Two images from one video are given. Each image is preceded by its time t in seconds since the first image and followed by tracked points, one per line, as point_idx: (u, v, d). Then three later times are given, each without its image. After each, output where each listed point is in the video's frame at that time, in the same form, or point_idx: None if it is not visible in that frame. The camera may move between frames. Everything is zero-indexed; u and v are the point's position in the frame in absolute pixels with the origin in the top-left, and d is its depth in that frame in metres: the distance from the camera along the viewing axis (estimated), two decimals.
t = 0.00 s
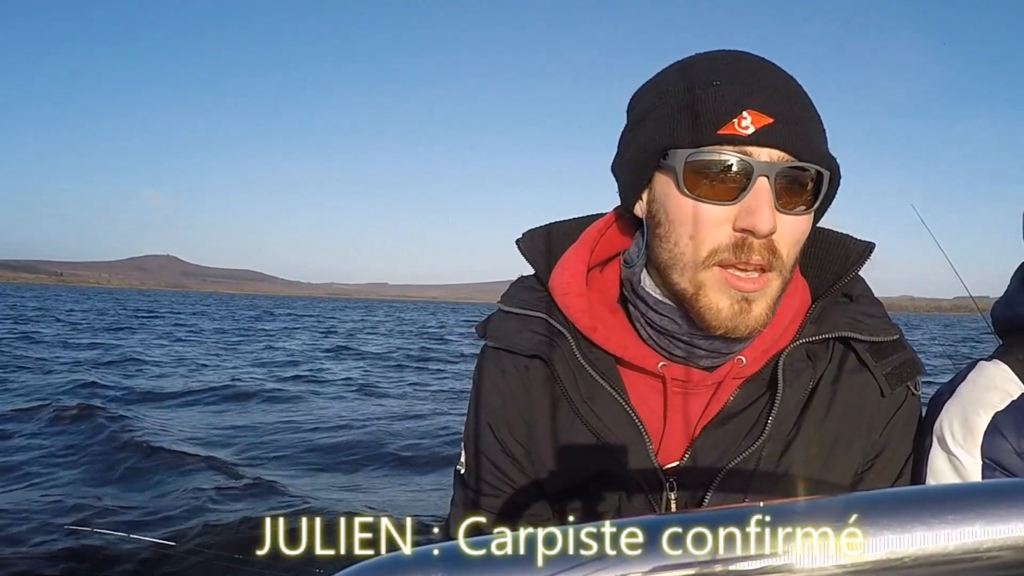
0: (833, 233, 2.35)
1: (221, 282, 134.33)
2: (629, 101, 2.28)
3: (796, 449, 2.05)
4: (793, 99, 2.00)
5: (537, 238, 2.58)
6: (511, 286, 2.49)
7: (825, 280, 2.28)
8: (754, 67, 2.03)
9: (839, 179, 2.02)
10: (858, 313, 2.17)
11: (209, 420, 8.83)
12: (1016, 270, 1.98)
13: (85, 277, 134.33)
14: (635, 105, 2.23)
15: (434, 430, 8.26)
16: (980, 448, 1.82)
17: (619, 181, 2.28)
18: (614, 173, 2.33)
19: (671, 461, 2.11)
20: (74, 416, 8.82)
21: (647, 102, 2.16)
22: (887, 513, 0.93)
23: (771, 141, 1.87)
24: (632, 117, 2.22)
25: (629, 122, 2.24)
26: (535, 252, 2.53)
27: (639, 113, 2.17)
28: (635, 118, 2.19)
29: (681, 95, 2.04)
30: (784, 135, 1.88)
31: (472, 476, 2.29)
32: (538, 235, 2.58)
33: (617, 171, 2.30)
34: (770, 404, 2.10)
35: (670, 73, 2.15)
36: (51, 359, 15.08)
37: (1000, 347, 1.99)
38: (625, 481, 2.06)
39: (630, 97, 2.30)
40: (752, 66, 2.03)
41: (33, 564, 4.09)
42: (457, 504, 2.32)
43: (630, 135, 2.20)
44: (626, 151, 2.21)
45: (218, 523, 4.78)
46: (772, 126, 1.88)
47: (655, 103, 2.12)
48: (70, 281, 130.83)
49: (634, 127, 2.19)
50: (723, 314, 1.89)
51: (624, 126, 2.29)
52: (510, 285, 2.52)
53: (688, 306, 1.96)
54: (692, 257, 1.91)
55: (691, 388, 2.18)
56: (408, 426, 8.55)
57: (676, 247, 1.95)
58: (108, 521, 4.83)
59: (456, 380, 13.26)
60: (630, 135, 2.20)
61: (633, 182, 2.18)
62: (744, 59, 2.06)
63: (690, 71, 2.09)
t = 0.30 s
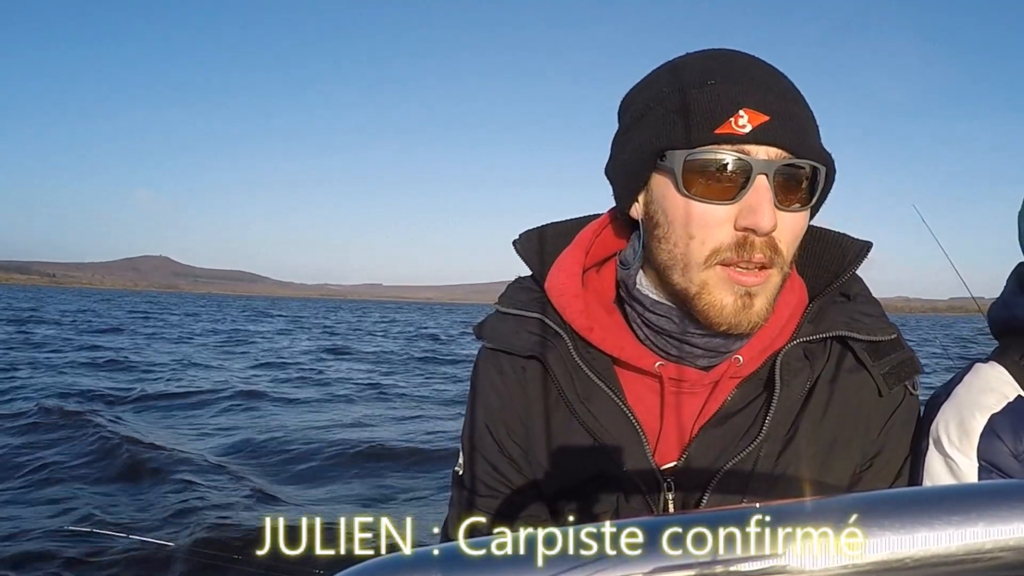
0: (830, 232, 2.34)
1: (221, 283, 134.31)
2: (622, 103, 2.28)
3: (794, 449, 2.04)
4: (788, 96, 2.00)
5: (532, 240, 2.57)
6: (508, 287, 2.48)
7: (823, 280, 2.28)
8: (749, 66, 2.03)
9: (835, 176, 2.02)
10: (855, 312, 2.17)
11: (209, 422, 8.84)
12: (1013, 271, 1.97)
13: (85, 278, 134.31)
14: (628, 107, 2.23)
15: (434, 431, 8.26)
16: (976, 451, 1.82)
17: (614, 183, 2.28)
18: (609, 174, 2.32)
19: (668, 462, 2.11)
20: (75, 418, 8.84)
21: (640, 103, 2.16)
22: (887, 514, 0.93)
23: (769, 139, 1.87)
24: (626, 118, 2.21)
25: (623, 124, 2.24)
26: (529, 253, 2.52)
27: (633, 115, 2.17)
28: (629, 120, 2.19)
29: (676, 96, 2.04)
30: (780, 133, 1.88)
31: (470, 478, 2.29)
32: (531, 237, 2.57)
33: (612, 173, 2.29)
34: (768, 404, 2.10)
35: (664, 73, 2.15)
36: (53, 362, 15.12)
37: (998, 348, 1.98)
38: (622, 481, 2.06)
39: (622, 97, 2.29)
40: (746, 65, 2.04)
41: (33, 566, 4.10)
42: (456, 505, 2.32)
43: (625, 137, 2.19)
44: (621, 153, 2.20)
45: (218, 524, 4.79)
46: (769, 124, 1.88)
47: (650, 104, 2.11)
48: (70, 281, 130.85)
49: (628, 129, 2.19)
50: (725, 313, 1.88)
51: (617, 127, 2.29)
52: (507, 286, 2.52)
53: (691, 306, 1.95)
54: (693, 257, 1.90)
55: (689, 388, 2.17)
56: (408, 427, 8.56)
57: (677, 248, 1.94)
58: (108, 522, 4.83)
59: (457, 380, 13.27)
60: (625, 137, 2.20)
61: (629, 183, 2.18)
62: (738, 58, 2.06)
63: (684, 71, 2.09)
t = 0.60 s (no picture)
0: (829, 231, 2.34)
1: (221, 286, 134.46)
2: (619, 102, 2.28)
3: (793, 449, 2.04)
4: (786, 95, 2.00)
5: (530, 241, 2.57)
6: (507, 287, 2.48)
7: (822, 278, 2.28)
8: (747, 65, 2.03)
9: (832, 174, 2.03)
10: (854, 312, 2.17)
11: (209, 429, 8.84)
12: (1011, 272, 1.97)
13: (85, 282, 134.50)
14: (626, 107, 2.22)
15: (433, 436, 8.25)
16: (975, 452, 1.82)
17: (613, 183, 2.27)
18: (607, 174, 2.32)
19: (667, 461, 2.10)
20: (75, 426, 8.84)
21: (639, 103, 2.15)
22: (888, 514, 0.93)
23: (771, 137, 1.87)
24: (624, 118, 2.21)
25: (621, 125, 2.23)
26: (528, 254, 2.52)
27: (632, 115, 2.17)
28: (627, 120, 2.18)
29: (674, 95, 2.04)
30: (782, 131, 1.89)
31: (469, 478, 2.29)
32: (529, 238, 2.57)
33: (610, 173, 2.29)
34: (766, 404, 2.10)
35: (661, 72, 2.14)
36: (52, 372, 15.13)
37: (996, 349, 1.98)
38: (622, 483, 2.06)
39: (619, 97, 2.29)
40: (744, 64, 2.04)
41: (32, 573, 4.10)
42: (455, 506, 2.32)
43: (624, 137, 2.19)
44: (620, 153, 2.20)
45: (218, 530, 4.79)
46: (770, 122, 1.89)
47: (649, 105, 2.11)
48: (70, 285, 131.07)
49: (626, 129, 2.18)
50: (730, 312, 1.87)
51: (615, 127, 2.28)
52: (506, 285, 2.52)
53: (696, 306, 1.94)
54: (698, 257, 1.89)
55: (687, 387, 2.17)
56: (409, 432, 8.57)
57: (680, 249, 1.94)
58: (107, 529, 4.83)
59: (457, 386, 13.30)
60: (624, 137, 2.19)
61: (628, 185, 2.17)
62: (737, 56, 2.06)
63: (682, 71, 2.09)
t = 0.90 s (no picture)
0: (839, 233, 2.31)
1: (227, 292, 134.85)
2: (638, 102, 2.25)
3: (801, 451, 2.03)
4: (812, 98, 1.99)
5: (535, 243, 2.56)
6: (514, 286, 2.48)
7: (831, 280, 2.23)
8: (774, 66, 2.02)
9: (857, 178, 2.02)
10: (864, 314, 2.16)
11: (214, 435, 8.86)
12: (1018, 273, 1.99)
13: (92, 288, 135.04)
14: (649, 108, 2.21)
15: (438, 443, 8.25)
16: (984, 453, 1.80)
17: (634, 184, 2.26)
18: (627, 176, 2.30)
19: (675, 463, 2.10)
20: (81, 434, 8.88)
21: (665, 104, 2.14)
22: (890, 516, 0.93)
23: (804, 139, 1.86)
24: (648, 119, 2.19)
25: (643, 126, 2.21)
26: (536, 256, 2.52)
27: (659, 115, 2.15)
28: (653, 121, 2.16)
29: (702, 96, 2.02)
30: (813, 133, 1.87)
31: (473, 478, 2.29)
32: (532, 241, 2.56)
33: (632, 175, 2.27)
34: (775, 406, 2.09)
35: (685, 71, 2.12)
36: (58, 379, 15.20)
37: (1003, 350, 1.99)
38: (630, 485, 2.05)
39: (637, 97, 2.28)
40: (770, 65, 2.02)
41: None
42: (458, 506, 2.31)
43: (648, 138, 2.17)
44: (644, 155, 2.18)
45: (221, 536, 4.79)
46: (802, 124, 1.88)
47: (675, 106, 2.09)
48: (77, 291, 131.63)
49: (651, 129, 2.17)
50: (759, 313, 1.85)
51: (637, 128, 2.27)
52: (514, 284, 2.52)
53: (722, 308, 1.92)
54: (728, 258, 1.87)
55: (696, 388, 2.17)
56: (414, 438, 8.57)
57: (708, 250, 1.91)
58: (111, 534, 4.85)
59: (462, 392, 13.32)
60: (647, 139, 2.17)
61: (651, 187, 2.15)
62: (764, 58, 2.05)
63: (708, 71, 2.07)
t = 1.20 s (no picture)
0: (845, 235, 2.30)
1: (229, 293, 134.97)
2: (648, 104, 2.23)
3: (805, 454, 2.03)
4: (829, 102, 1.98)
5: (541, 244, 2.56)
6: (518, 286, 2.48)
7: (837, 285, 2.22)
8: (791, 70, 2.00)
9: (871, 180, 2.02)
10: (869, 318, 2.15)
11: (215, 436, 8.87)
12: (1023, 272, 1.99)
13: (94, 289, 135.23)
14: (662, 113, 2.18)
15: (440, 444, 8.24)
16: (985, 454, 1.80)
17: (647, 191, 2.23)
18: (639, 182, 2.27)
19: (679, 466, 2.09)
20: (82, 434, 8.89)
21: (682, 110, 2.09)
22: (889, 517, 0.93)
23: (827, 147, 1.85)
24: (663, 124, 2.16)
25: (655, 131, 2.19)
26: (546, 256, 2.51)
27: (674, 121, 2.11)
28: (668, 126, 2.13)
29: (721, 102, 2.00)
30: (834, 139, 1.86)
31: (476, 480, 2.28)
32: (534, 243, 2.56)
33: (644, 181, 2.24)
34: (779, 410, 2.09)
35: (698, 73, 2.09)
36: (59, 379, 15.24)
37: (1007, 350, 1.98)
38: (634, 489, 2.05)
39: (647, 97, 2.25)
40: (785, 68, 2.00)
41: None
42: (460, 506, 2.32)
43: (664, 145, 2.14)
44: (659, 161, 2.16)
45: (222, 536, 4.80)
46: (825, 132, 1.87)
47: (690, 112, 2.07)
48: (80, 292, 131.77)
49: (666, 136, 2.14)
50: (781, 320, 1.84)
51: (648, 133, 2.24)
52: (517, 284, 2.51)
53: (743, 315, 1.91)
54: (752, 267, 1.85)
55: (701, 391, 2.15)
56: (415, 439, 8.58)
57: (730, 257, 1.89)
58: (113, 534, 4.86)
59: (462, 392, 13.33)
60: (662, 145, 2.15)
61: (667, 193, 2.13)
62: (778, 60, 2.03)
63: (724, 76, 2.04)
